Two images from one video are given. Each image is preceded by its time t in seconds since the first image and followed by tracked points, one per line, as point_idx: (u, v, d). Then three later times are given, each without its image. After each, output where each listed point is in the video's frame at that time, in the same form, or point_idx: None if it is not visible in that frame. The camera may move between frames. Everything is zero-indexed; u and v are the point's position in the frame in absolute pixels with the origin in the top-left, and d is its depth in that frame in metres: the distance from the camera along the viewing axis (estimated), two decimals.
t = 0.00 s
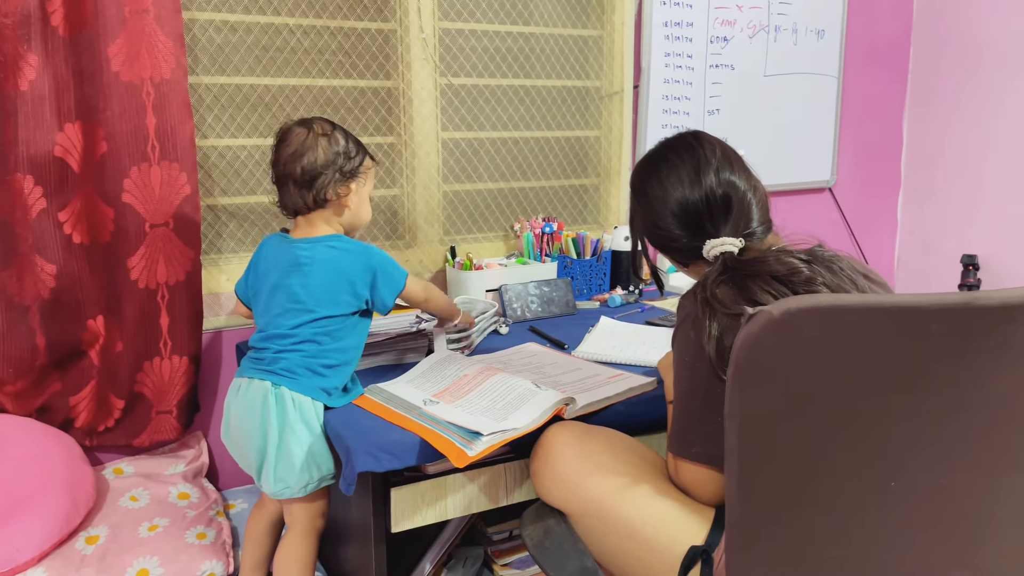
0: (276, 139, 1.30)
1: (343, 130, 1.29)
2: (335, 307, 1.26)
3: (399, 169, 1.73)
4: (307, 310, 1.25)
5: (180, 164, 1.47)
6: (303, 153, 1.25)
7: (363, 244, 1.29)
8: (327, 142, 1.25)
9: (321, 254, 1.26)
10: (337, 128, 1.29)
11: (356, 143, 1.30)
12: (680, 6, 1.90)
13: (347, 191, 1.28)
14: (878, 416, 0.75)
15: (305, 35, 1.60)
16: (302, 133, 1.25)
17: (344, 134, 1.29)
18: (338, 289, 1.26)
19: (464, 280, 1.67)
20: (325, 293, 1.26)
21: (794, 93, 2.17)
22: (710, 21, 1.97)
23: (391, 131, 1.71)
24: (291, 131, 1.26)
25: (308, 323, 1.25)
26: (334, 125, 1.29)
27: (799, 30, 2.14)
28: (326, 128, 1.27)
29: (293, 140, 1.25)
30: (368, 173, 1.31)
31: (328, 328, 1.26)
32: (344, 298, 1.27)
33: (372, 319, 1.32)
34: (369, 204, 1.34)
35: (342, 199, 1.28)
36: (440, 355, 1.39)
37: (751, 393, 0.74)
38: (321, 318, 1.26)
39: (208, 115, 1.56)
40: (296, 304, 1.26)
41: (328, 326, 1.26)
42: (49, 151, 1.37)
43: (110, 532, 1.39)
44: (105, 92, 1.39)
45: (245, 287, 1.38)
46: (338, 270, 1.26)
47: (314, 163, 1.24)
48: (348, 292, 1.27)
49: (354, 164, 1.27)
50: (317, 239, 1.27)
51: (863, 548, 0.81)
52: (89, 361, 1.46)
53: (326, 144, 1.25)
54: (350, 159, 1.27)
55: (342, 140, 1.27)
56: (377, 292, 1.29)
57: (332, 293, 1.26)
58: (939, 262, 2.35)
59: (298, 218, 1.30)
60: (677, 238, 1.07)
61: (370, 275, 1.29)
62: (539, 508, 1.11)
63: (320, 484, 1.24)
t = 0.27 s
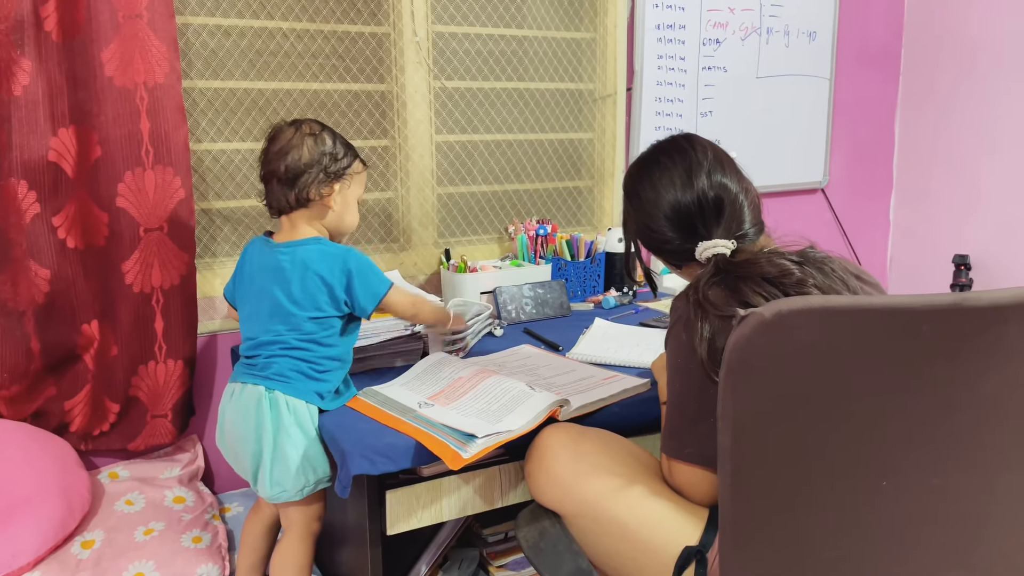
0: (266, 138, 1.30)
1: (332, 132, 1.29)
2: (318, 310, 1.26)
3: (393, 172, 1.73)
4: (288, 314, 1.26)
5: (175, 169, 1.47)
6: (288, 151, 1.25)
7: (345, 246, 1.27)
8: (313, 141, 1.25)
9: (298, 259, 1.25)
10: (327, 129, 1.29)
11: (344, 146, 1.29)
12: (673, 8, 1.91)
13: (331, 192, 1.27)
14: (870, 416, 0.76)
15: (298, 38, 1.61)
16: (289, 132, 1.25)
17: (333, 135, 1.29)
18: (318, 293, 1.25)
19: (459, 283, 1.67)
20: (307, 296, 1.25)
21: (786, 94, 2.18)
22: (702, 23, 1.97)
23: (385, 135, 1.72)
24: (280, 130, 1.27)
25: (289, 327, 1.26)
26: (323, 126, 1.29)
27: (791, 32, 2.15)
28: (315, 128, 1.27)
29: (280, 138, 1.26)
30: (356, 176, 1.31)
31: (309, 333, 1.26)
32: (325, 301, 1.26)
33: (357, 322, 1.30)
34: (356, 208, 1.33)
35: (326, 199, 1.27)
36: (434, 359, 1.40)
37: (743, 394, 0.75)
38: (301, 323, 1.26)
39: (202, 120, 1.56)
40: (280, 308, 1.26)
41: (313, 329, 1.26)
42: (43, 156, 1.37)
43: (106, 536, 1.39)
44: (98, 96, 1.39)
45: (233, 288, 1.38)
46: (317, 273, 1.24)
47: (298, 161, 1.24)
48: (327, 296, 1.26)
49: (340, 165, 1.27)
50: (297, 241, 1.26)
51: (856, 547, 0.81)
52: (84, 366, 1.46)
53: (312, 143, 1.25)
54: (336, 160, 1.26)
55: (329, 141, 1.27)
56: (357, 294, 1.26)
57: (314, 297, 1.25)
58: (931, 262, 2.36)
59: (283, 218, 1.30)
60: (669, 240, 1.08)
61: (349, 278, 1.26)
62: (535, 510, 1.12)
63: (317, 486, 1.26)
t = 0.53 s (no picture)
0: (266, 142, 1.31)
1: (333, 140, 1.30)
2: (311, 317, 1.26)
3: (388, 176, 1.74)
4: (281, 321, 1.26)
5: (170, 174, 1.47)
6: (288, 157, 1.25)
7: (339, 255, 1.28)
8: (313, 148, 1.26)
9: (293, 265, 1.25)
10: (328, 138, 1.30)
11: (345, 154, 1.30)
12: (666, 12, 1.92)
13: (328, 199, 1.28)
14: (862, 418, 0.76)
15: (293, 43, 1.61)
16: (290, 138, 1.26)
17: (334, 143, 1.29)
18: (311, 300, 1.26)
19: (454, 286, 1.68)
20: (300, 303, 1.26)
21: (780, 97, 2.19)
22: (696, 26, 1.98)
23: (379, 139, 1.72)
24: (281, 135, 1.27)
25: (283, 334, 1.26)
26: (325, 134, 1.30)
27: (784, 35, 2.16)
28: (316, 135, 1.28)
29: (281, 144, 1.26)
30: (354, 185, 1.31)
31: (302, 340, 1.26)
32: (318, 308, 1.27)
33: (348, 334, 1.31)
34: (354, 216, 1.34)
35: (324, 206, 1.28)
36: (430, 360, 1.40)
37: (737, 397, 0.75)
38: (294, 330, 1.26)
39: (196, 124, 1.56)
40: (274, 314, 1.27)
41: (306, 336, 1.26)
42: (38, 161, 1.37)
43: (102, 542, 1.39)
44: (92, 102, 1.39)
45: (226, 292, 1.38)
46: (311, 281, 1.25)
47: (297, 168, 1.24)
48: (320, 304, 1.27)
49: (339, 173, 1.28)
50: (291, 248, 1.27)
51: (850, 548, 0.82)
52: (79, 371, 1.46)
53: (312, 150, 1.26)
54: (335, 168, 1.27)
55: (330, 149, 1.27)
56: (350, 304, 1.28)
57: (307, 304, 1.26)
58: (925, 264, 2.37)
59: (280, 223, 1.31)
60: (661, 244, 1.08)
61: (341, 288, 1.27)
62: (530, 513, 1.12)
63: (318, 491, 1.24)
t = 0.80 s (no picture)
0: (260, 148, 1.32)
1: (326, 146, 1.30)
2: (304, 323, 1.27)
3: (384, 182, 1.74)
4: (274, 328, 1.27)
5: (165, 180, 1.47)
6: (279, 161, 1.26)
7: (329, 261, 1.29)
8: (304, 152, 1.27)
9: (283, 272, 1.26)
10: (320, 143, 1.30)
11: (337, 161, 1.30)
12: (661, 18, 1.93)
13: (318, 204, 1.28)
14: (855, 423, 0.76)
15: (288, 50, 1.62)
16: (282, 142, 1.27)
17: (327, 149, 1.30)
18: (302, 306, 1.26)
19: (450, 292, 1.68)
20: (292, 310, 1.26)
21: (774, 102, 2.20)
22: (690, 32, 1.99)
23: (375, 145, 1.73)
24: (275, 139, 1.29)
25: (276, 341, 1.27)
26: (318, 140, 1.31)
27: (779, 41, 2.17)
28: (309, 140, 1.29)
29: (274, 148, 1.28)
30: (346, 191, 1.31)
31: (295, 346, 1.27)
32: (310, 314, 1.27)
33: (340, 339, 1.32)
34: (345, 223, 1.34)
35: (313, 211, 1.28)
36: (426, 365, 1.40)
37: (730, 403, 0.75)
38: (287, 337, 1.26)
39: (192, 131, 1.57)
40: (266, 322, 1.27)
41: (299, 342, 1.27)
42: (33, 168, 1.37)
43: (97, 548, 1.39)
44: (87, 109, 1.39)
45: (219, 299, 1.38)
46: (302, 287, 1.26)
47: (287, 171, 1.25)
48: (312, 310, 1.27)
49: (330, 178, 1.28)
50: (281, 254, 1.27)
51: (843, 553, 0.82)
52: (74, 378, 1.46)
53: (303, 155, 1.26)
54: (326, 173, 1.27)
55: (321, 154, 1.28)
56: (342, 310, 1.29)
57: (299, 310, 1.26)
58: (920, 268, 2.38)
59: (271, 228, 1.31)
60: (654, 250, 1.09)
61: (332, 293, 1.28)
62: (526, 519, 1.11)
63: (314, 498, 1.24)
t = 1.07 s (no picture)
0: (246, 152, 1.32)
1: (310, 149, 1.30)
2: (286, 329, 1.26)
3: (381, 188, 1.74)
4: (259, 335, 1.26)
5: (162, 186, 1.48)
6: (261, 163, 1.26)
7: (309, 264, 1.27)
8: (286, 154, 1.26)
9: (264, 279, 1.25)
10: (305, 145, 1.30)
11: (321, 163, 1.29)
12: (657, 24, 1.94)
13: (299, 206, 1.27)
14: (852, 429, 0.76)
15: (285, 56, 1.62)
16: (266, 143, 1.27)
17: (310, 151, 1.29)
18: (284, 312, 1.25)
19: (447, 298, 1.68)
20: (273, 316, 1.26)
21: (771, 108, 2.21)
22: (687, 39, 2.00)
23: (372, 151, 1.73)
24: (260, 142, 1.29)
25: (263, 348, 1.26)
26: (303, 143, 1.30)
27: (775, 47, 2.17)
28: (293, 143, 1.29)
29: (258, 150, 1.28)
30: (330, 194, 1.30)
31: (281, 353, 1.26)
32: (293, 320, 1.26)
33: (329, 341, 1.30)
34: (329, 226, 1.32)
35: (295, 213, 1.27)
36: (420, 373, 1.39)
37: (727, 409, 0.75)
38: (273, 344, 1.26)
39: (189, 137, 1.57)
40: (251, 330, 1.26)
41: (284, 349, 1.26)
42: (30, 174, 1.37)
43: (93, 555, 1.38)
44: (85, 116, 1.39)
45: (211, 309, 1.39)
46: (281, 292, 1.25)
47: (267, 172, 1.25)
48: (294, 315, 1.26)
49: (313, 181, 1.27)
50: (263, 260, 1.27)
51: (840, 560, 0.82)
52: (71, 384, 1.46)
53: (285, 156, 1.26)
54: (308, 175, 1.27)
55: (304, 156, 1.27)
56: (324, 313, 1.27)
57: (280, 316, 1.25)
58: (916, 274, 2.38)
59: (255, 231, 1.31)
60: (651, 256, 1.09)
61: (312, 296, 1.26)
62: (523, 526, 1.15)
63: (311, 505, 1.24)
